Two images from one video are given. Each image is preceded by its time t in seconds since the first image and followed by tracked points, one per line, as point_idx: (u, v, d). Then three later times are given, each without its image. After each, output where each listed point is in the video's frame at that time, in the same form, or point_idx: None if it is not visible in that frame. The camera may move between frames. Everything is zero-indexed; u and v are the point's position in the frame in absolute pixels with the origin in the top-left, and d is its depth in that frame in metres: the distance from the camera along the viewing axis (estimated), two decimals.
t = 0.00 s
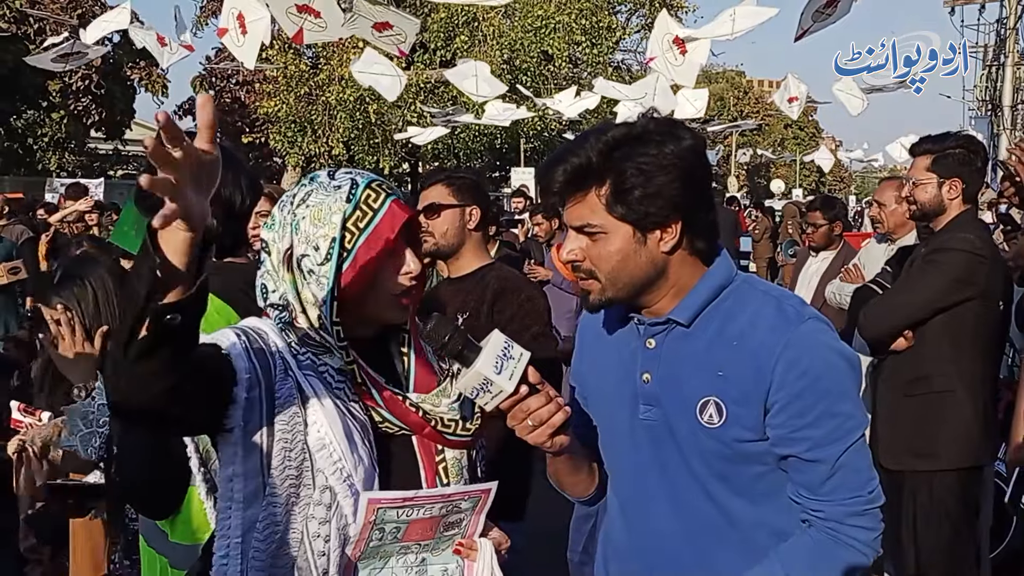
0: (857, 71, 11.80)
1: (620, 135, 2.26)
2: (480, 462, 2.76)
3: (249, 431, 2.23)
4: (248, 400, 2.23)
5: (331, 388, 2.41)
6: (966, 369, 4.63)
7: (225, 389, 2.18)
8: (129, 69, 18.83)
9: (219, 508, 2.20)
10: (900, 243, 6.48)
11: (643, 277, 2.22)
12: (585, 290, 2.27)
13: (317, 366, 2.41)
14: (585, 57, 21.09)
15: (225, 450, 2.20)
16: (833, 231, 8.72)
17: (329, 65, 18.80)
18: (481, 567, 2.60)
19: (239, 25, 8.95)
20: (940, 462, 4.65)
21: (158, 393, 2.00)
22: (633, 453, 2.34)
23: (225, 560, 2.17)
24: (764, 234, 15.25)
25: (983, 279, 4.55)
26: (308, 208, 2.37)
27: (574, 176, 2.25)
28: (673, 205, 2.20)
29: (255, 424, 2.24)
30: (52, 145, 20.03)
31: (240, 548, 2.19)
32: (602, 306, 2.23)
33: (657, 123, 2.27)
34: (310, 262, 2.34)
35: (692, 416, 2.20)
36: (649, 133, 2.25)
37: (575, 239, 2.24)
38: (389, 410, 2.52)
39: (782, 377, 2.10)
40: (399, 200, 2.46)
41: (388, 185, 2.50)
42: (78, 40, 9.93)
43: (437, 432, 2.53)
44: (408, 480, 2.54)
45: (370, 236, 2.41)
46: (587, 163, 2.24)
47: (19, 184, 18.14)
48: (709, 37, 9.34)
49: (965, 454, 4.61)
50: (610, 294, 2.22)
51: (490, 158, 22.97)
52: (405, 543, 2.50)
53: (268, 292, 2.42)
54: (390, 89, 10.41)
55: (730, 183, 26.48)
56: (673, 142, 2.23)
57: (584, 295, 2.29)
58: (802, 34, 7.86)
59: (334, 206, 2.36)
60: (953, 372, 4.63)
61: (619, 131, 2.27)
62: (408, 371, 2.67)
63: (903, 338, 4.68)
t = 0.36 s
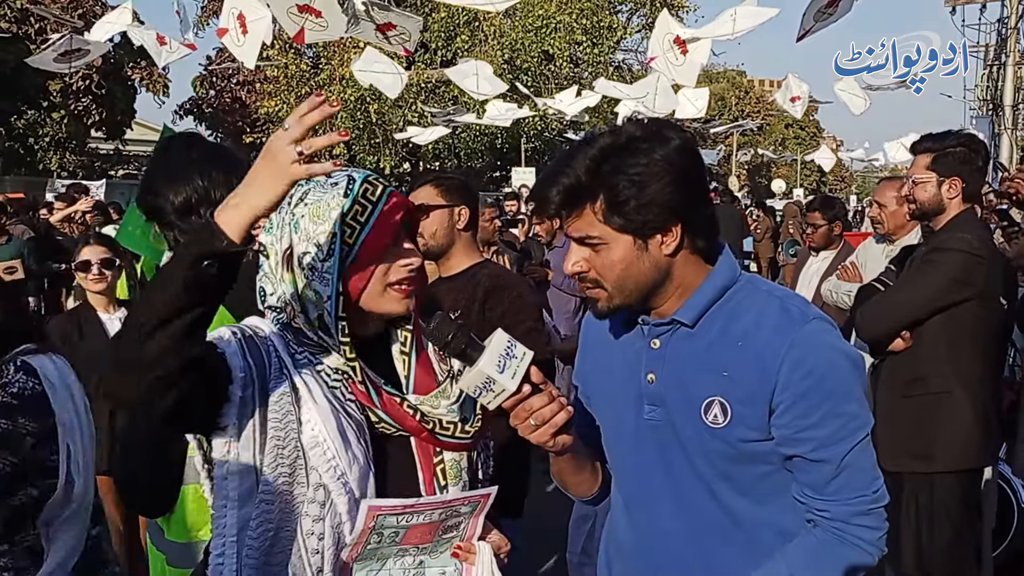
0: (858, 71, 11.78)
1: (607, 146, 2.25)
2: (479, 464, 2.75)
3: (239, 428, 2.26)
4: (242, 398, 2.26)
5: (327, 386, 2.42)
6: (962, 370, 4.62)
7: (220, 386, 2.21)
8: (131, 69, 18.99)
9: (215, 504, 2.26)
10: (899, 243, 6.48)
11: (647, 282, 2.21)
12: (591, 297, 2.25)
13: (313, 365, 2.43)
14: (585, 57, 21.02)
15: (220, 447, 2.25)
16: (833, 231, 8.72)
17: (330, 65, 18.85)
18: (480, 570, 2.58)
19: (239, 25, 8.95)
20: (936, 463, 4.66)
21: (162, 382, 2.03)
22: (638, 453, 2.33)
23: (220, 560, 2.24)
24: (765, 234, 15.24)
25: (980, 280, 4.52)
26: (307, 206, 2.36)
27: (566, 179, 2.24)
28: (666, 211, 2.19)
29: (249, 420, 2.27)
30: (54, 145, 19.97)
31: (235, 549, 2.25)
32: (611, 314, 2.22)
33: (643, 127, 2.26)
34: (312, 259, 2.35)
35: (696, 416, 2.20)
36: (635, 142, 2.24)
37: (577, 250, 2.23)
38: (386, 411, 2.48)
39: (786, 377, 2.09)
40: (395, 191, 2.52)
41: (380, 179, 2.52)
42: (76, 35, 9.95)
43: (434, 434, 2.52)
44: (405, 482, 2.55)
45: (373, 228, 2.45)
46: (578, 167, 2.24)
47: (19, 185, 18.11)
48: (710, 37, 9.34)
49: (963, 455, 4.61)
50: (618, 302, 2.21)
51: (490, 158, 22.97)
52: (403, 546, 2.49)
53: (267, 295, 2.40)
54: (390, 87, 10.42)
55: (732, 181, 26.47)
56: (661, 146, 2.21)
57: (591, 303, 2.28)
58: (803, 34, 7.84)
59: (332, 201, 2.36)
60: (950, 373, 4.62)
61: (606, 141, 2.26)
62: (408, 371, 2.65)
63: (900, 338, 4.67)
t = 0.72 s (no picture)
0: (858, 70, 11.77)
1: (623, 137, 2.24)
2: (486, 464, 2.75)
3: (250, 413, 2.26)
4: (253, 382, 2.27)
5: (335, 376, 2.42)
6: (965, 371, 4.61)
7: (234, 365, 2.24)
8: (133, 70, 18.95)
9: (224, 486, 2.25)
10: (901, 245, 6.48)
11: (651, 278, 2.21)
12: (594, 290, 2.27)
13: (318, 356, 2.43)
14: (587, 57, 20.99)
15: (234, 428, 2.25)
16: (835, 231, 8.72)
17: (331, 66, 18.87)
18: (485, 571, 2.59)
19: (239, 25, 8.94)
20: (941, 465, 4.66)
21: (201, 334, 2.11)
22: (641, 453, 2.33)
23: (225, 539, 2.24)
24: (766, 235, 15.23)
25: (984, 281, 4.52)
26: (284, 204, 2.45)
27: (579, 169, 2.24)
28: (679, 205, 2.18)
29: (262, 405, 2.27)
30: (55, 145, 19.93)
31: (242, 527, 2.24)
32: (611, 307, 2.23)
33: (660, 122, 2.25)
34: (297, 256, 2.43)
35: (699, 416, 2.19)
36: (652, 135, 2.22)
37: (583, 241, 2.24)
38: (392, 404, 2.50)
39: (788, 378, 2.09)
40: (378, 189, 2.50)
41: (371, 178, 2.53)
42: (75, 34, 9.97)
43: (439, 428, 2.55)
44: (408, 482, 2.54)
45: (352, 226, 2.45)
46: (593, 157, 2.23)
47: (21, 185, 18.08)
48: (711, 37, 9.32)
49: (967, 456, 4.61)
50: (618, 296, 2.22)
51: (492, 158, 22.97)
52: (406, 546, 2.49)
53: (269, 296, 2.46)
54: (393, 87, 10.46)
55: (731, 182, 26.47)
56: (677, 142, 2.20)
57: (593, 295, 2.29)
58: (805, 34, 7.84)
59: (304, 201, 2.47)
60: (953, 374, 4.62)
61: (622, 133, 2.25)
62: (412, 372, 2.65)
63: (903, 340, 4.65)
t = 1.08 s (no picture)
0: (859, 71, 11.75)
1: (627, 142, 2.23)
2: (487, 463, 2.75)
3: (257, 416, 2.26)
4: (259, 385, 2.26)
5: (340, 380, 2.42)
6: (967, 375, 4.60)
7: (244, 373, 2.23)
8: (133, 72, 18.86)
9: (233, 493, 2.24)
10: (906, 247, 6.48)
11: (656, 282, 2.21)
12: (598, 293, 2.26)
13: (322, 359, 2.43)
14: (588, 58, 21.00)
15: (241, 434, 2.24)
16: (837, 233, 8.71)
17: (332, 68, 18.88)
18: (488, 569, 2.58)
19: (238, 28, 8.96)
20: (943, 468, 4.65)
21: (213, 348, 2.10)
22: (644, 455, 2.32)
23: (237, 545, 2.24)
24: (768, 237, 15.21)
25: (986, 285, 4.51)
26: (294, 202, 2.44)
27: (582, 174, 2.23)
28: (684, 211, 2.18)
29: (269, 410, 2.27)
30: (56, 148, 19.92)
31: (252, 533, 2.23)
32: (616, 310, 2.23)
33: (663, 126, 2.24)
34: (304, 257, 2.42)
35: (703, 418, 2.19)
36: (654, 141, 2.22)
37: (588, 246, 2.23)
38: (393, 407, 2.49)
39: (794, 380, 2.08)
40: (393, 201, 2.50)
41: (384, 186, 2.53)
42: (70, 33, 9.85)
43: (436, 430, 2.54)
44: (413, 483, 2.56)
45: (360, 233, 2.44)
46: (596, 163, 2.23)
47: (22, 188, 18.07)
48: (712, 39, 9.32)
49: (969, 460, 4.59)
50: (623, 300, 2.21)
51: (494, 160, 22.97)
52: (410, 546, 2.49)
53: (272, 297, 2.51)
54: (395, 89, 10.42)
55: (733, 184, 26.52)
56: (680, 147, 2.19)
57: (597, 299, 2.28)
58: (805, 35, 7.82)
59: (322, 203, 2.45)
60: (955, 378, 4.61)
61: (625, 137, 2.25)
62: (411, 374, 2.64)
63: (905, 342, 4.65)
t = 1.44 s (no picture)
0: (860, 72, 11.74)
1: (635, 141, 2.23)
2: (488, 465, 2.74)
3: (265, 422, 2.25)
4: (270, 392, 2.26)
5: (347, 385, 2.42)
6: (969, 379, 4.60)
7: (254, 378, 2.22)
8: (133, 75, 18.85)
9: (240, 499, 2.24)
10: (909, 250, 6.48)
11: (661, 283, 2.21)
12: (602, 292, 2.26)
13: (328, 364, 2.43)
14: (588, 61, 21.02)
15: (249, 439, 2.24)
16: (838, 236, 8.71)
17: (332, 71, 18.91)
18: (492, 572, 2.57)
19: (238, 32, 8.97)
20: (944, 473, 4.65)
21: (224, 355, 2.10)
22: (648, 458, 2.32)
23: (243, 549, 2.23)
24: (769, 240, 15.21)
25: (988, 288, 4.51)
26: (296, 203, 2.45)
27: (589, 173, 2.22)
28: (691, 211, 2.17)
29: (278, 416, 2.27)
30: (57, 151, 19.93)
31: (258, 539, 2.22)
32: (619, 309, 2.23)
33: (671, 127, 2.24)
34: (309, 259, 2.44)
35: (707, 421, 2.18)
36: (663, 140, 2.21)
37: (592, 244, 2.23)
38: (398, 409, 2.49)
39: (798, 383, 2.08)
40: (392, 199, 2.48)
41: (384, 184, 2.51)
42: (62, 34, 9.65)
43: (442, 432, 2.53)
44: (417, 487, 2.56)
45: (361, 230, 2.42)
46: (603, 162, 2.22)
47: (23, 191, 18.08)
48: (712, 42, 9.31)
49: (971, 464, 4.59)
50: (626, 298, 2.21)
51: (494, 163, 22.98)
52: (415, 551, 2.48)
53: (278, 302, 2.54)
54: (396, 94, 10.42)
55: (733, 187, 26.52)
56: (688, 147, 2.19)
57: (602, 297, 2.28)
58: (804, 37, 7.81)
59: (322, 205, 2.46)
60: (957, 382, 4.61)
61: (633, 137, 2.24)
62: (416, 376, 2.62)
63: (907, 345, 4.64)
